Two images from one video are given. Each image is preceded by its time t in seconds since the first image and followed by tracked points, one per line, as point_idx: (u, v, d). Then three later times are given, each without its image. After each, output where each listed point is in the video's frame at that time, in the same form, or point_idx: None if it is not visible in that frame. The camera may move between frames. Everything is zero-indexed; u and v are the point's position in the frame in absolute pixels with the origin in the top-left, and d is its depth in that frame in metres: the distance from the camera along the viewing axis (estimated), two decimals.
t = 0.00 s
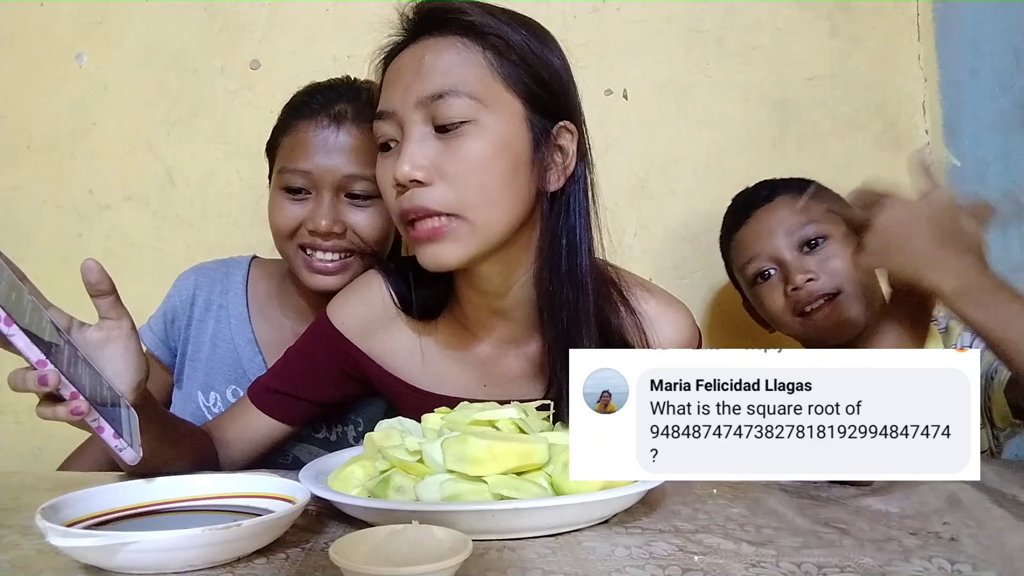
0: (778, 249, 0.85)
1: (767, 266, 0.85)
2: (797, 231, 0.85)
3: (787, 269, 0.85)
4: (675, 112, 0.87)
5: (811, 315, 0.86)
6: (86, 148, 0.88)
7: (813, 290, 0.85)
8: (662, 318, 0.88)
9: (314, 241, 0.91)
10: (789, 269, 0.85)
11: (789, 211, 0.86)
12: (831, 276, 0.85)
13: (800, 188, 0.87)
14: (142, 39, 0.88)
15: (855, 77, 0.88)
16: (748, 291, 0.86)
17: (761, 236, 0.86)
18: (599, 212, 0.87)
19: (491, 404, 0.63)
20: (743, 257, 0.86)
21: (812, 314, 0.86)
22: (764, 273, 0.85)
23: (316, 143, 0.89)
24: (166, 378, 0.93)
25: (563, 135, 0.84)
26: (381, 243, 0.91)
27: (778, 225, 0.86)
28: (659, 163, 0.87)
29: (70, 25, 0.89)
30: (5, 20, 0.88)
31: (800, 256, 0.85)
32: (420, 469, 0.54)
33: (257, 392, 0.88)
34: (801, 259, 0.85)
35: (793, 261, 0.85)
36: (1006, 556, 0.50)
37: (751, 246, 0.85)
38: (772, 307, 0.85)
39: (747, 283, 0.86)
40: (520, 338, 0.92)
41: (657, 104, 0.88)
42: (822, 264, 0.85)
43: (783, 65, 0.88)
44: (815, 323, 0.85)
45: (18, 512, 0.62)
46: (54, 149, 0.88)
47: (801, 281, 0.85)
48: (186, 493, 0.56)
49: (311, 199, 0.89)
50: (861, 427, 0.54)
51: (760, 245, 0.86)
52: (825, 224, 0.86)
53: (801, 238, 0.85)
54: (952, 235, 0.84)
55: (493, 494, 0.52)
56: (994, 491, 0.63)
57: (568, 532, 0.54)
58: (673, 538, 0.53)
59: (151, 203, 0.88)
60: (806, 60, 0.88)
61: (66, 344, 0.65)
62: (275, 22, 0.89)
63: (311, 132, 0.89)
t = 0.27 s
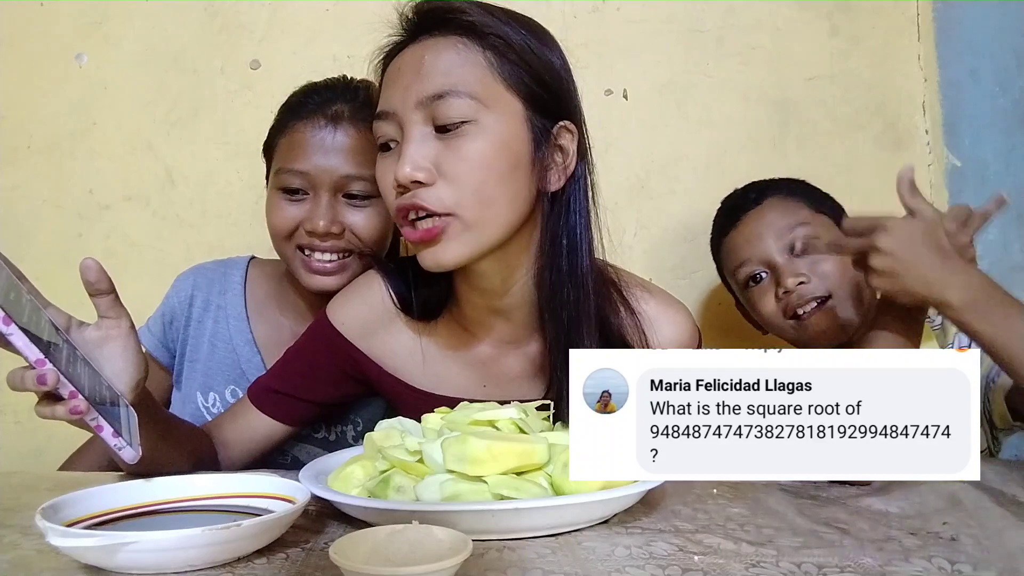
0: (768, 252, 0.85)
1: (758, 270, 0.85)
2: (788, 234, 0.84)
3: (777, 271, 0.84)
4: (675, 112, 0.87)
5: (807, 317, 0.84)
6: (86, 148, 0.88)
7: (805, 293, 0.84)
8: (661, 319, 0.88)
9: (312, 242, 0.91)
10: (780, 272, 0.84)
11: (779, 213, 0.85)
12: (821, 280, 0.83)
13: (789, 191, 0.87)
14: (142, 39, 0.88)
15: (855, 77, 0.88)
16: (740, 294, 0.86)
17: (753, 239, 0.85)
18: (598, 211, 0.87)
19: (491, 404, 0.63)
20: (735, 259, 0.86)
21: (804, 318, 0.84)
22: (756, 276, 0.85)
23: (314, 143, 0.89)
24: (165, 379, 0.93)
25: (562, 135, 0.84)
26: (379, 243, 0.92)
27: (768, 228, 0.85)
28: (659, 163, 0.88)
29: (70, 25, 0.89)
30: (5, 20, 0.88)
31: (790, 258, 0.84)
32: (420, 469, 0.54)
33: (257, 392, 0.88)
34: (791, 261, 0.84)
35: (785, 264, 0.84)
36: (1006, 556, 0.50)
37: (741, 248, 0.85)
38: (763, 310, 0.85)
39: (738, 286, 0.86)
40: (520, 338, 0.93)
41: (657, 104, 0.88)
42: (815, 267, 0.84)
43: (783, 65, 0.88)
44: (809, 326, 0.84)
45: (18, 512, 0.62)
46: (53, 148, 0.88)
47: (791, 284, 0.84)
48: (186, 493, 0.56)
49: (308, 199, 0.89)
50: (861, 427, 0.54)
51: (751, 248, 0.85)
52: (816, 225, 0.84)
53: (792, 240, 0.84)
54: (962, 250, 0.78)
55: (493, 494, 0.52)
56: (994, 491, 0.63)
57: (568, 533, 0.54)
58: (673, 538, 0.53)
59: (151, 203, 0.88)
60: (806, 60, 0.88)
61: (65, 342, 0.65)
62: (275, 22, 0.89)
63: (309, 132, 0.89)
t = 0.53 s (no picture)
0: (762, 260, 0.86)
1: (752, 279, 0.86)
2: (780, 241, 0.86)
3: (772, 280, 0.86)
4: (676, 113, 0.87)
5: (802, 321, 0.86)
6: (85, 148, 0.88)
7: (800, 300, 0.86)
8: (661, 318, 0.88)
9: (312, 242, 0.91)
10: (774, 280, 0.86)
11: (770, 221, 0.86)
12: (815, 285, 0.86)
13: (781, 197, 0.87)
14: (142, 39, 0.88)
15: (856, 76, 0.88)
16: (737, 305, 0.87)
17: (745, 247, 0.86)
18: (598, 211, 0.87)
19: (491, 404, 0.63)
20: (729, 267, 0.87)
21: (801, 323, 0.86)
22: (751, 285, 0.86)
23: (313, 144, 0.89)
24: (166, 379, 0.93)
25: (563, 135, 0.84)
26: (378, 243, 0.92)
27: (761, 235, 0.86)
28: (660, 163, 0.87)
29: (70, 25, 0.89)
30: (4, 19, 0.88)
31: (783, 266, 0.86)
32: (420, 469, 0.54)
33: (257, 392, 0.88)
34: (785, 269, 0.86)
35: (778, 272, 0.86)
36: (1006, 555, 0.50)
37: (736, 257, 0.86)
38: (761, 319, 0.86)
39: (734, 297, 0.87)
40: (520, 338, 0.92)
41: (657, 104, 0.88)
42: (804, 274, 0.86)
43: (784, 65, 0.88)
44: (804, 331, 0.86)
45: (18, 512, 0.62)
46: (54, 148, 0.88)
47: (787, 291, 0.85)
48: (187, 493, 0.56)
49: (307, 199, 0.90)
50: (861, 427, 0.54)
51: (745, 256, 0.86)
52: (806, 230, 0.87)
53: (784, 246, 0.86)
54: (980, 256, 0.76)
55: (493, 494, 0.52)
56: (994, 491, 0.63)
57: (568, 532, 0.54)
58: (673, 538, 0.53)
59: (151, 203, 0.88)
60: (806, 60, 0.88)
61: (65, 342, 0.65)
62: (275, 22, 0.89)
63: (308, 132, 0.89)
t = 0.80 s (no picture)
0: (768, 244, 0.86)
1: (757, 262, 0.86)
2: (787, 224, 0.86)
3: (776, 263, 0.86)
4: (676, 113, 0.87)
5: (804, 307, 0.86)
6: (85, 148, 0.88)
7: (802, 284, 0.86)
8: (661, 319, 0.88)
9: (292, 226, 0.89)
10: (778, 263, 0.86)
11: (779, 206, 0.87)
12: (819, 271, 0.86)
13: (792, 186, 0.88)
14: (142, 40, 0.88)
15: (856, 76, 0.88)
16: (739, 290, 0.87)
17: (752, 232, 0.87)
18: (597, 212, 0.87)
19: (491, 404, 0.63)
20: (734, 252, 0.87)
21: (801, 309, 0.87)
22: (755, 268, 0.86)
23: (299, 130, 0.88)
24: (165, 356, 0.89)
25: (563, 136, 0.84)
26: (358, 232, 0.90)
27: (767, 221, 0.87)
28: (660, 163, 0.87)
29: (70, 26, 0.89)
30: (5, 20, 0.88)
31: (789, 249, 0.86)
32: (420, 469, 0.54)
33: (257, 393, 0.88)
34: (790, 252, 0.86)
35: (783, 255, 0.86)
36: (1006, 555, 0.50)
37: (742, 239, 0.86)
38: (761, 302, 0.86)
39: (737, 281, 0.87)
40: (520, 339, 0.92)
41: (657, 104, 0.88)
42: (812, 259, 0.86)
43: (783, 65, 0.88)
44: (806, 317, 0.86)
45: (19, 512, 0.62)
46: (54, 148, 0.88)
47: (790, 274, 0.85)
48: (187, 493, 0.56)
49: (289, 183, 0.88)
50: (861, 427, 0.54)
51: (750, 239, 0.86)
52: (816, 216, 0.87)
53: (792, 230, 0.86)
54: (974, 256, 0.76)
55: (493, 494, 0.52)
56: (994, 491, 0.63)
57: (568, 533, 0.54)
58: (673, 538, 0.53)
59: (151, 203, 0.88)
60: (806, 60, 0.88)
61: (64, 341, 0.65)
62: (275, 22, 0.89)
63: (296, 120, 0.88)
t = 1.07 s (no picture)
0: (783, 237, 0.86)
1: (772, 255, 0.86)
2: (805, 218, 0.86)
3: (791, 257, 0.85)
4: (676, 113, 0.87)
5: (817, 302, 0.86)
6: (85, 148, 0.88)
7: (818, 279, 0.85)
8: (660, 318, 0.88)
9: (276, 217, 0.88)
10: (794, 256, 0.85)
11: (795, 200, 0.86)
12: (837, 266, 0.86)
13: (806, 182, 0.87)
14: (142, 39, 0.88)
15: (856, 76, 0.88)
16: (752, 283, 0.87)
17: (768, 223, 0.86)
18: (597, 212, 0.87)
19: (491, 404, 0.63)
20: (748, 245, 0.86)
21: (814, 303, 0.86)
22: (769, 261, 0.86)
23: (286, 126, 0.88)
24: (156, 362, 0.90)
25: (563, 136, 0.84)
26: (341, 226, 0.88)
27: (782, 214, 0.86)
28: (660, 163, 0.87)
29: (70, 25, 0.89)
30: (5, 20, 0.88)
31: (806, 243, 0.85)
32: (420, 469, 0.54)
33: (257, 392, 0.89)
34: (806, 246, 0.85)
35: (798, 248, 0.85)
36: (1006, 555, 0.50)
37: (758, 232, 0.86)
38: (774, 295, 0.86)
39: (750, 274, 0.87)
40: (520, 339, 0.92)
41: (657, 104, 0.88)
42: (828, 254, 0.86)
43: (784, 65, 0.88)
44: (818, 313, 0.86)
45: (19, 512, 0.62)
46: (54, 148, 0.88)
47: (806, 268, 0.85)
48: (186, 493, 0.56)
49: (275, 177, 0.87)
50: (861, 427, 0.54)
51: (764, 232, 0.86)
52: (833, 212, 0.87)
53: (808, 225, 0.85)
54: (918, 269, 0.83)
55: (493, 494, 0.52)
56: (994, 491, 0.63)
57: (568, 532, 0.54)
58: (673, 538, 0.53)
59: (151, 204, 0.88)
60: (806, 60, 0.88)
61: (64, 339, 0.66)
62: (275, 22, 0.89)
63: (284, 117, 0.88)
